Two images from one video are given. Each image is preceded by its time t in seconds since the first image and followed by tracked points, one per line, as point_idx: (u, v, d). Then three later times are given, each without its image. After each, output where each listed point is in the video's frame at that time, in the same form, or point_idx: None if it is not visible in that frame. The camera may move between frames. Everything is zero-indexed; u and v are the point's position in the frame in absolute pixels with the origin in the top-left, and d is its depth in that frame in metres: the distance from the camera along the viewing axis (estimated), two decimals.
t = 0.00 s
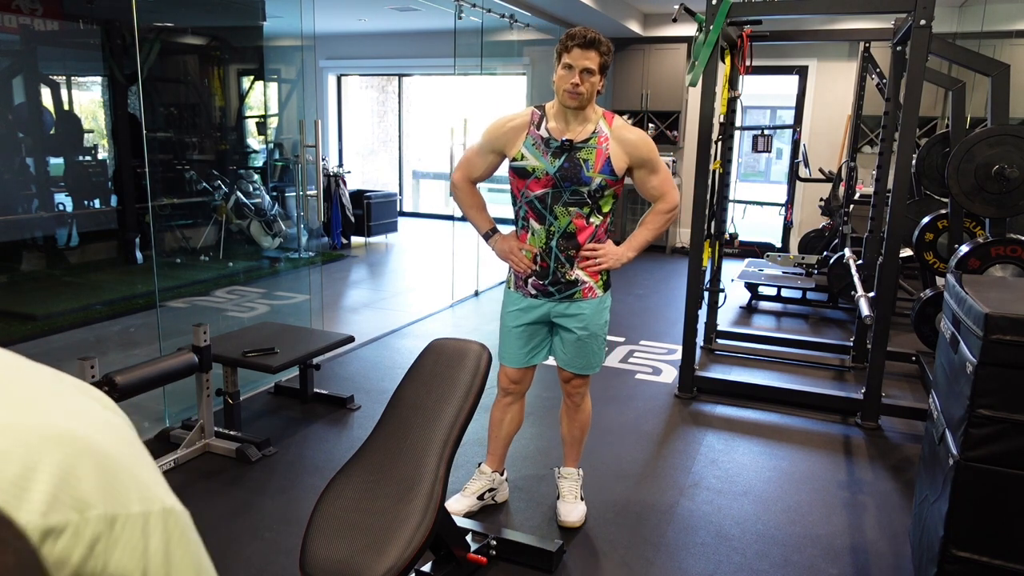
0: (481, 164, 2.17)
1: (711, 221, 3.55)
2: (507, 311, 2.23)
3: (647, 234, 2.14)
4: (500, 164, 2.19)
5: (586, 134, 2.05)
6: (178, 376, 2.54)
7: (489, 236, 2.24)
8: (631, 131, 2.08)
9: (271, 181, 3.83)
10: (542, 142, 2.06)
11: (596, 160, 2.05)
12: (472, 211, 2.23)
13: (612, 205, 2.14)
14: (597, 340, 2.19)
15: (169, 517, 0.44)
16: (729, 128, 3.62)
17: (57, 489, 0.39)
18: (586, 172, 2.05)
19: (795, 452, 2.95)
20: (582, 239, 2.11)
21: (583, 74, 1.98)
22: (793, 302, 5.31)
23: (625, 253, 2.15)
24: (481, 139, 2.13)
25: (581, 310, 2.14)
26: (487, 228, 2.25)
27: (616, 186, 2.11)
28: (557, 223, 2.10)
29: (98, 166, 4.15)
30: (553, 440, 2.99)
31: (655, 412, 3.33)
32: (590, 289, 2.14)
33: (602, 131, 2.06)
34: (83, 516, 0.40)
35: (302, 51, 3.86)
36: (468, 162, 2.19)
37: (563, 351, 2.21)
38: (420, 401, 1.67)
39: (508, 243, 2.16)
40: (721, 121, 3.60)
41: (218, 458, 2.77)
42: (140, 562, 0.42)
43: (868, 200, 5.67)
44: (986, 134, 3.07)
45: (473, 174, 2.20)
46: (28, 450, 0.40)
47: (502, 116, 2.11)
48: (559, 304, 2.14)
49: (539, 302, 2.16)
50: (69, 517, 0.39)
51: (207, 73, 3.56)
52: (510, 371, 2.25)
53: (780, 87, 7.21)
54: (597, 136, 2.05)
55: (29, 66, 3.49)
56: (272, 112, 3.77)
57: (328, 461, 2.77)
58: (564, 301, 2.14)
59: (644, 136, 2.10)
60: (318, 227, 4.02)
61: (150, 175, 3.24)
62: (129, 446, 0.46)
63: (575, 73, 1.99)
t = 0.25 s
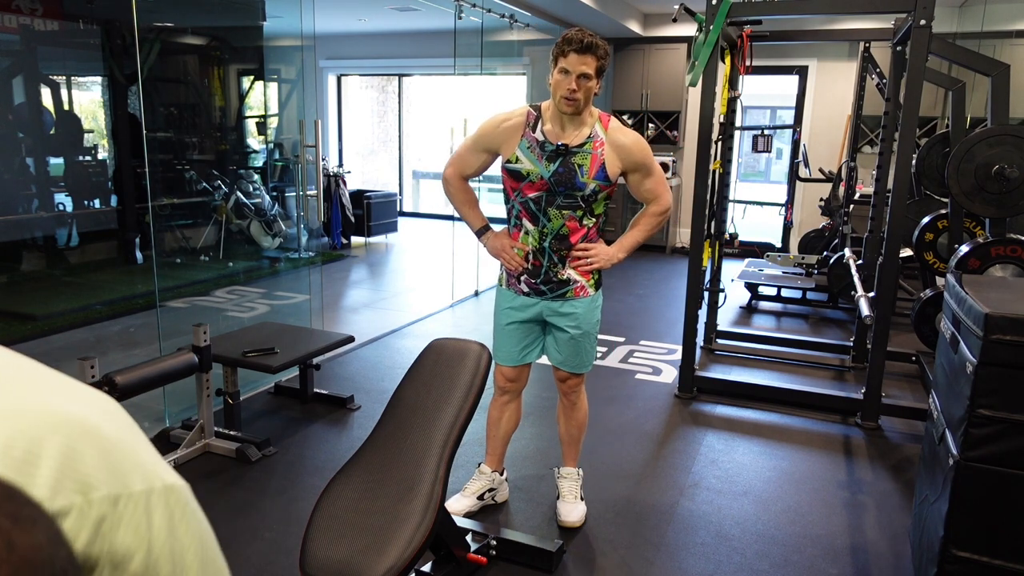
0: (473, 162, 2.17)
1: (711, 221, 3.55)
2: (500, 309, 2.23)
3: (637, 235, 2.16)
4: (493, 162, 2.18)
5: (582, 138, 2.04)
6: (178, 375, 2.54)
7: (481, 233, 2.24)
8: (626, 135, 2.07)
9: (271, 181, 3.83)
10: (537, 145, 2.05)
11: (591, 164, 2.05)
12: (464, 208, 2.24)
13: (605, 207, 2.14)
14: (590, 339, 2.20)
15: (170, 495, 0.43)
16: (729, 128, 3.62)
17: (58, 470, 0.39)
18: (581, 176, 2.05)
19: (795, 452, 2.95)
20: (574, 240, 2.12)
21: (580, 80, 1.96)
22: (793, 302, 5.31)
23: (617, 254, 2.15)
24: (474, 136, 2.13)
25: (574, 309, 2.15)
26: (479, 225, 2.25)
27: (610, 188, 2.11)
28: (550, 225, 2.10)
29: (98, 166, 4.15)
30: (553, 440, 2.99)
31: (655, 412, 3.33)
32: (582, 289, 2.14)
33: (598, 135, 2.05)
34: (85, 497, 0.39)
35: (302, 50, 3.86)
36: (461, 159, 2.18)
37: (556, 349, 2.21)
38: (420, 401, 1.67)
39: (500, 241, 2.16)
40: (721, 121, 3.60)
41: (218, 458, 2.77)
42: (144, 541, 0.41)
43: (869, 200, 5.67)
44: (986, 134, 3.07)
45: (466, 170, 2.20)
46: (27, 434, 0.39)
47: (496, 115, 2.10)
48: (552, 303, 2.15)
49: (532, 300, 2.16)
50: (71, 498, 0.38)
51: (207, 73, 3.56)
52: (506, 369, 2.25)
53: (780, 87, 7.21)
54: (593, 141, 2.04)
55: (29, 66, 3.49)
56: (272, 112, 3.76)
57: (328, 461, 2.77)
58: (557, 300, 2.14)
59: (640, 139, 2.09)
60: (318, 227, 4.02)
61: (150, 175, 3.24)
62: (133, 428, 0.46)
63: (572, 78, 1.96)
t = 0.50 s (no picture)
0: (468, 165, 2.16)
1: (711, 221, 3.55)
2: (496, 309, 2.23)
3: (633, 235, 2.16)
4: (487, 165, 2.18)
5: (575, 141, 2.04)
6: (178, 375, 2.54)
7: (478, 234, 2.23)
8: (619, 136, 2.06)
9: (271, 181, 3.83)
10: (530, 150, 2.05)
11: (584, 167, 2.05)
12: (460, 211, 2.23)
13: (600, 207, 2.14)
14: (587, 337, 2.20)
15: (164, 486, 0.44)
16: (729, 128, 3.62)
17: (56, 461, 0.40)
18: (575, 179, 2.05)
19: (795, 452, 2.95)
20: (570, 240, 2.12)
21: (571, 88, 1.94)
22: (793, 302, 5.31)
23: (613, 253, 2.14)
24: (468, 139, 2.12)
25: (571, 308, 2.15)
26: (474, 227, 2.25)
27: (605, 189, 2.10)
28: (546, 227, 2.11)
29: (98, 166, 4.15)
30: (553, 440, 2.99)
31: (655, 412, 3.33)
32: (579, 288, 2.14)
33: (591, 138, 2.05)
34: (84, 488, 0.40)
35: (302, 51, 3.85)
36: (455, 164, 2.17)
37: (553, 349, 2.21)
38: (420, 401, 1.67)
39: (496, 243, 2.15)
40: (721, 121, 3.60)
41: (218, 458, 2.77)
42: (137, 530, 0.43)
43: (869, 200, 5.67)
44: (986, 134, 3.07)
45: (460, 174, 2.19)
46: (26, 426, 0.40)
47: (489, 118, 2.09)
48: (549, 302, 2.15)
49: (530, 300, 2.16)
50: (70, 489, 0.40)
51: (207, 73, 3.56)
52: (504, 368, 2.26)
53: (780, 87, 7.20)
54: (586, 144, 2.04)
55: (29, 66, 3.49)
56: (272, 112, 3.76)
57: (328, 461, 2.77)
58: (554, 300, 2.14)
59: (634, 139, 2.08)
60: (318, 227, 4.02)
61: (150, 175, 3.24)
62: (128, 420, 0.47)
63: (563, 86, 1.95)
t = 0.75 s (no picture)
0: (461, 171, 2.18)
1: (711, 221, 3.55)
2: (495, 310, 2.23)
3: (631, 231, 2.18)
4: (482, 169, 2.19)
5: (566, 141, 2.04)
6: (178, 375, 2.53)
7: (477, 236, 2.25)
8: (611, 133, 2.05)
9: (271, 181, 3.83)
10: (523, 153, 2.05)
11: (576, 167, 2.05)
12: (456, 213, 2.26)
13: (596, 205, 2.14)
14: (586, 337, 2.20)
15: (173, 474, 0.38)
16: (729, 128, 3.62)
17: (63, 440, 0.34)
18: (568, 179, 2.05)
19: (795, 452, 2.95)
20: (568, 240, 2.12)
21: (555, 91, 1.93)
22: (793, 302, 5.31)
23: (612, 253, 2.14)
24: (460, 146, 2.13)
25: (569, 308, 2.15)
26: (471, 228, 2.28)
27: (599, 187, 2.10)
28: (542, 229, 2.10)
29: (98, 166, 4.15)
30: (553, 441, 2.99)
31: (654, 412, 3.33)
32: (577, 288, 2.14)
33: (580, 137, 2.04)
34: (87, 467, 0.34)
35: (302, 51, 3.85)
36: (449, 169, 2.19)
37: (553, 348, 2.22)
38: (420, 401, 1.67)
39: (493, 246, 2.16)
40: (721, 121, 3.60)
41: (218, 458, 2.77)
42: (147, 517, 0.36)
43: (868, 200, 5.67)
44: (986, 134, 3.07)
45: (455, 178, 2.21)
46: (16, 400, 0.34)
47: (480, 124, 2.10)
48: (548, 302, 2.15)
49: (528, 300, 2.16)
50: (73, 467, 0.34)
51: (207, 73, 3.56)
52: (504, 369, 2.26)
53: (780, 87, 7.21)
54: (578, 143, 2.04)
55: (29, 67, 3.49)
56: (272, 112, 3.77)
57: (328, 461, 2.77)
58: (553, 300, 2.14)
59: (626, 133, 2.07)
60: (319, 227, 4.02)
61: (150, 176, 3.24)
62: (135, 415, 0.40)
63: (547, 90, 1.94)
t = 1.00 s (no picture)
0: (456, 171, 2.19)
1: (711, 221, 3.55)
2: (490, 309, 2.23)
3: (627, 231, 2.16)
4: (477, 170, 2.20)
5: (556, 138, 2.04)
6: (178, 375, 2.53)
7: (473, 236, 2.26)
8: (600, 130, 2.04)
9: (271, 181, 3.83)
10: (513, 152, 2.06)
11: (567, 165, 2.04)
12: (453, 214, 2.27)
13: (590, 204, 2.13)
14: (582, 339, 2.19)
15: (173, 478, 0.40)
16: (729, 128, 3.62)
17: (74, 443, 0.36)
18: (559, 177, 2.05)
19: (795, 452, 2.95)
20: (562, 240, 2.12)
21: (540, 87, 1.94)
22: (793, 302, 5.30)
23: (606, 253, 2.14)
24: (455, 146, 2.15)
25: (564, 309, 2.14)
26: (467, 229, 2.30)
27: (592, 185, 2.09)
28: (535, 229, 2.11)
29: (98, 166, 4.15)
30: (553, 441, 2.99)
31: (654, 412, 3.33)
32: (572, 289, 2.14)
33: (570, 133, 2.04)
34: (96, 470, 0.36)
35: (302, 50, 3.87)
36: (445, 169, 2.21)
37: (548, 349, 2.21)
38: (419, 401, 1.67)
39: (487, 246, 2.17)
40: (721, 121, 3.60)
41: (218, 458, 2.77)
42: (153, 518, 0.38)
43: (868, 200, 5.67)
44: (986, 134, 3.07)
45: (450, 179, 2.22)
46: (37, 406, 0.36)
47: (473, 124, 2.11)
48: (542, 303, 2.15)
49: (522, 300, 2.16)
50: (83, 470, 0.36)
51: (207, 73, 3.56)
52: (499, 369, 2.26)
53: (780, 87, 7.20)
54: (568, 140, 2.04)
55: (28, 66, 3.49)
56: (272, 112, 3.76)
57: (328, 461, 2.77)
58: (546, 301, 2.14)
59: (615, 129, 2.06)
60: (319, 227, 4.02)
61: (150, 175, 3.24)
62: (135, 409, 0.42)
63: (532, 86, 1.94)
